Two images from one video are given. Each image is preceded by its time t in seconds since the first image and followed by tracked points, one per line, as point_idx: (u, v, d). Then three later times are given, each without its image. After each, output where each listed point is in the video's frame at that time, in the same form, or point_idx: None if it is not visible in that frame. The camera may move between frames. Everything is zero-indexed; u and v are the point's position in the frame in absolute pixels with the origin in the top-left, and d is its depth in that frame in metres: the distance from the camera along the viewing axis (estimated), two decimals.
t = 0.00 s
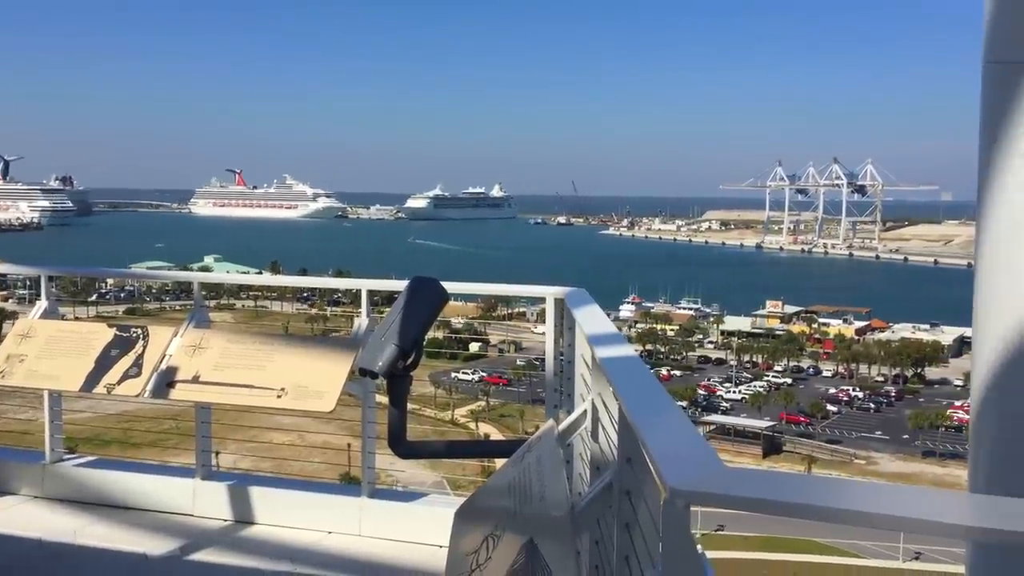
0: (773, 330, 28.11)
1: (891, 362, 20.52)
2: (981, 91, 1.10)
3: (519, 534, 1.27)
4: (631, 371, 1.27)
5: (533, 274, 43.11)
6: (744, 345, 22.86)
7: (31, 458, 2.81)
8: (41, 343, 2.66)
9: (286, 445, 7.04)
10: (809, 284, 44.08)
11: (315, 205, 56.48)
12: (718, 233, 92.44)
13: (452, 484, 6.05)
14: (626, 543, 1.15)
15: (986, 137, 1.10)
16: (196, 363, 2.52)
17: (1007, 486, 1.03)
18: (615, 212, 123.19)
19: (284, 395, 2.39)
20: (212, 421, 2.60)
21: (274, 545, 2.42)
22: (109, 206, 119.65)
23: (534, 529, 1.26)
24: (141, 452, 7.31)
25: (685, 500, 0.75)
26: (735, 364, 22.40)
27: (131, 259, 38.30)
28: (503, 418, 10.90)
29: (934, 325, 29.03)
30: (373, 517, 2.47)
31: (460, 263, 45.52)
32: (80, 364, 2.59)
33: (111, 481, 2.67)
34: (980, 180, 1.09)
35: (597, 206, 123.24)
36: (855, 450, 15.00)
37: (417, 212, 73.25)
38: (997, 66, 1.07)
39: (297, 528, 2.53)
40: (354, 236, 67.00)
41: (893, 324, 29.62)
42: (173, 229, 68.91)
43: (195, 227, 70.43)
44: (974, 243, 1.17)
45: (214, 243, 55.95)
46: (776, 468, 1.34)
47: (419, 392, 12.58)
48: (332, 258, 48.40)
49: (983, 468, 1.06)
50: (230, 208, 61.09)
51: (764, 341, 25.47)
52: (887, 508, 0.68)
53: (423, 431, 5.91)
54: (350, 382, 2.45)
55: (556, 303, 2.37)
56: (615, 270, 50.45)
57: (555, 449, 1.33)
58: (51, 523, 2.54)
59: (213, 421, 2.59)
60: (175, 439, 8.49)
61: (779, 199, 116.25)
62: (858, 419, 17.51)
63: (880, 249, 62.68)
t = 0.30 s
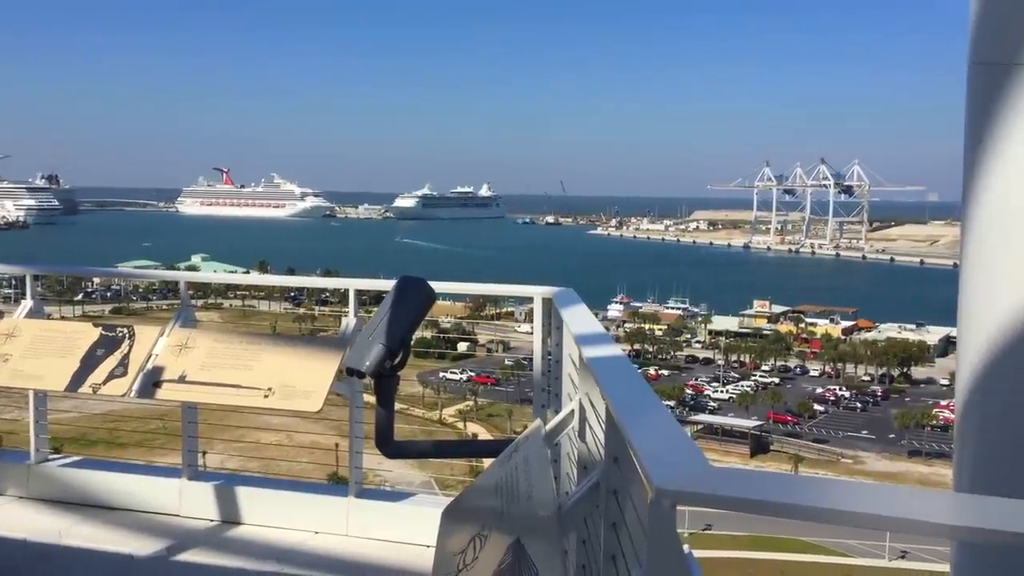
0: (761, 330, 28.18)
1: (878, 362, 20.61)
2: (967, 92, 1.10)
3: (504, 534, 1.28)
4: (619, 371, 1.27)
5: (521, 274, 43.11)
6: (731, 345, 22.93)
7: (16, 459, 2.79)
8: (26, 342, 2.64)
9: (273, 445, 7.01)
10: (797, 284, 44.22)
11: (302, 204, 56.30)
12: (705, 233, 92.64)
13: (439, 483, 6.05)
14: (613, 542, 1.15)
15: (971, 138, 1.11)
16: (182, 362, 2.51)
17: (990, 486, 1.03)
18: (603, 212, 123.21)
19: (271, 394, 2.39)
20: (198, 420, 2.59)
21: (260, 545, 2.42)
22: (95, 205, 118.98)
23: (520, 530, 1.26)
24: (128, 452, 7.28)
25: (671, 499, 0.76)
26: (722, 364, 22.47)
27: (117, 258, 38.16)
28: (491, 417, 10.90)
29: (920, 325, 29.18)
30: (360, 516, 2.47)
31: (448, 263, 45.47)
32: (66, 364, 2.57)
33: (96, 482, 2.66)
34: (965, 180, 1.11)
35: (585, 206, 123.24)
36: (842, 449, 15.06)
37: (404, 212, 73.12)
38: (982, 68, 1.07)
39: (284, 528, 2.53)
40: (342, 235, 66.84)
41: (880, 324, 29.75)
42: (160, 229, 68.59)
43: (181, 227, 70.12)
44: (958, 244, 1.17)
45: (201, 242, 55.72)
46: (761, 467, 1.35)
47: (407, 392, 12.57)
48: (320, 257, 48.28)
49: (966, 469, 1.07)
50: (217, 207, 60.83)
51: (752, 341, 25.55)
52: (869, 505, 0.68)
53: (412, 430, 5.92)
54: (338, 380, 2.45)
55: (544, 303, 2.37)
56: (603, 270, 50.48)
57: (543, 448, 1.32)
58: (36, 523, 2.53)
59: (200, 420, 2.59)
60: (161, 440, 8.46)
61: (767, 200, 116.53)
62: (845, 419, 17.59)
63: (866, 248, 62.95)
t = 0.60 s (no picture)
0: (754, 330, 28.22)
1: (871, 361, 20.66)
2: (960, 90, 1.11)
3: (498, 534, 1.27)
4: (612, 371, 1.27)
5: (515, 274, 43.11)
6: (725, 345, 22.98)
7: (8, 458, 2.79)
8: (17, 343, 2.63)
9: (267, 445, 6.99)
10: (790, 284, 44.28)
11: (296, 204, 56.22)
12: (699, 233, 92.76)
13: (433, 484, 6.05)
14: (606, 540, 1.15)
15: (963, 137, 1.11)
16: (174, 362, 2.51)
17: (984, 486, 1.03)
18: (597, 212, 123.20)
19: (264, 394, 2.39)
20: (191, 420, 2.59)
21: (252, 545, 2.41)
22: (87, 204, 118.58)
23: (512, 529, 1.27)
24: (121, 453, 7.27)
25: (664, 499, 0.76)
26: (716, 364, 22.50)
27: (110, 258, 38.09)
28: (485, 418, 10.93)
29: (912, 325, 29.24)
30: (353, 515, 2.47)
31: (442, 263, 45.43)
32: (57, 363, 2.57)
33: (89, 482, 2.65)
34: (954, 181, 1.12)
35: (578, 206, 123.23)
36: (835, 448, 15.11)
37: (398, 212, 73.02)
38: (975, 66, 1.07)
39: (277, 529, 2.52)
40: (336, 234, 66.75)
41: (873, 324, 29.82)
42: (153, 228, 68.34)
43: (174, 226, 70.01)
44: (950, 245, 1.18)
45: (193, 242, 55.58)
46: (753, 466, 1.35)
47: (400, 391, 12.57)
48: (314, 257, 48.24)
49: (957, 470, 1.08)
50: (210, 207, 60.59)
51: (745, 341, 25.60)
52: (864, 505, 0.68)
53: (406, 430, 5.91)
54: (331, 380, 2.45)
55: (536, 303, 2.37)
56: (597, 270, 50.52)
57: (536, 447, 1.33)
58: (27, 523, 2.52)
59: (193, 419, 2.58)
60: (154, 440, 8.45)
61: (760, 201, 116.65)
62: (837, 418, 17.65)
63: (859, 248, 63.11)
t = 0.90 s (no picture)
0: (751, 330, 28.22)
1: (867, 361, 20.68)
2: (955, 91, 1.11)
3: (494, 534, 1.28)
4: (608, 371, 1.27)
5: (511, 274, 43.11)
6: (722, 345, 23.01)
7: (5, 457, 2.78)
8: (13, 343, 2.63)
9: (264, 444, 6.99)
10: (787, 284, 44.32)
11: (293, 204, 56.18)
12: (696, 233, 92.84)
13: (430, 483, 6.06)
14: (602, 541, 1.15)
15: (958, 138, 1.11)
16: (171, 361, 2.50)
17: (981, 485, 1.03)
18: (593, 212, 123.20)
19: (260, 394, 2.38)
20: (188, 420, 2.59)
21: (248, 545, 2.41)
22: (83, 204, 118.41)
23: (509, 528, 1.27)
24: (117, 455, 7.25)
25: (659, 498, 0.76)
26: (713, 363, 22.52)
27: (106, 258, 38.04)
28: (482, 417, 10.94)
29: (909, 325, 29.27)
30: (348, 515, 2.47)
31: (439, 263, 45.43)
32: (54, 362, 2.56)
33: (87, 483, 2.65)
34: (950, 181, 1.12)
35: (575, 206, 123.24)
36: (832, 448, 15.13)
37: (395, 212, 72.98)
38: (971, 68, 1.08)
39: (275, 528, 2.52)
40: (333, 234, 66.72)
41: (869, 324, 29.87)
42: (149, 228, 68.25)
43: (171, 226, 69.97)
44: (945, 244, 1.18)
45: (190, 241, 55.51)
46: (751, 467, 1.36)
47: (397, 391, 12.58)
48: (310, 256, 48.23)
49: (954, 467, 1.07)
50: (207, 206, 60.49)
51: (742, 341, 25.62)
52: (851, 504, 0.69)
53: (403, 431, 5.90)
54: (328, 380, 2.45)
55: (534, 302, 2.37)
56: (594, 270, 50.53)
57: (532, 448, 1.33)
58: (22, 523, 2.51)
59: (189, 419, 2.58)
60: (150, 440, 8.43)
61: (756, 202, 116.70)
62: (834, 418, 17.67)
63: (856, 248, 63.16)
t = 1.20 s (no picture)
0: (749, 329, 28.22)
1: (865, 361, 20.72)
2: (952, 90, 1.11)
3: (492, 533, 1.28)
4: (606, 370, 1.28)
5: (510, 273, 43.08)
6: (719, 343, 23.04)
7: (3, 455, 2.79)
8: (11, 341, 2.63)
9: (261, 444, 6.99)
10: (785, 283, 44.35)
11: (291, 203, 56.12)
12: (693, 232, 92.88)
13: (429, 482, 6.07)
14: (599, 543, 1.15)
15: (956, 139, 1.11)
16: (168, 361, 2.51)
17: (977, 488, 1.03)
18: (591, 211, 123.18)
19: (258, 393, 2.38)
20: (185, 419, 2.59)
21: (246, 544, 2.41)
22: (80, 203, 118.16)
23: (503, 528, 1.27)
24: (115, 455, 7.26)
25: (655, 495, 0.76)
26: (710, 362, 22.57)
27: (104, 257, 38.04)
28: (481, 416, 10.96)
29: (906, 324, 29.31)
30: (346, 513, 2.47)
31: (437, 262, 45.43)
32: (52, 361, 2.56)
33: (84, 482, 2.65)
34: (949, 178, 1.12)
35: (573, 205, 123.23)
36: (830, 447, 15.16)
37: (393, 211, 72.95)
38: (968, 67, 1.08)
39: (273, 527, 2.52)
40: (331, 233, 66.69)
41: (867, 323, 29.93)
42: (146, 227, 68.09)
43: (168, 224, 69.96)
44: (942, 239, 1.18)
45: (188, 239, 55.42)
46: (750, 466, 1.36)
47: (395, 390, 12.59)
48: (308, 255, 48.24)
49: (953, 465, 1.07)
50: (205, 205, 60.29)
51: (740, 340, 25.66)
52: (844, 504, 0.69)
53: (402, 429, 5.91)
54: (325, 379, 2.45)
55: (531, 301, 2.37)
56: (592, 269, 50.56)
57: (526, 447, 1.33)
58: (19, 522, 2.51)
59: (186, 419, 2.58)
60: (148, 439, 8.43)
61: (755, 201, 116.69)
62: (831, 417, 17.72)
63: (854, 248, 63.26)
